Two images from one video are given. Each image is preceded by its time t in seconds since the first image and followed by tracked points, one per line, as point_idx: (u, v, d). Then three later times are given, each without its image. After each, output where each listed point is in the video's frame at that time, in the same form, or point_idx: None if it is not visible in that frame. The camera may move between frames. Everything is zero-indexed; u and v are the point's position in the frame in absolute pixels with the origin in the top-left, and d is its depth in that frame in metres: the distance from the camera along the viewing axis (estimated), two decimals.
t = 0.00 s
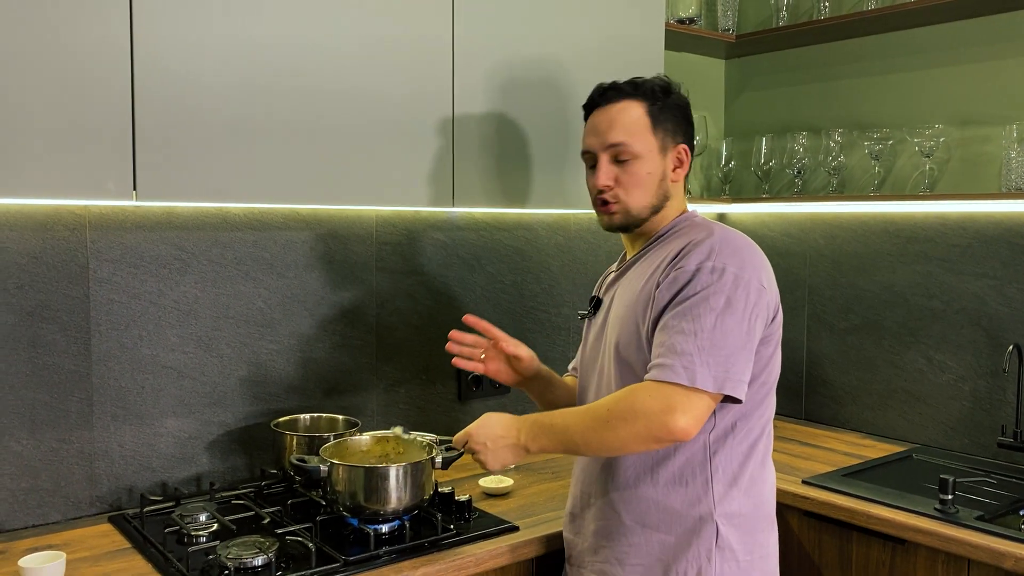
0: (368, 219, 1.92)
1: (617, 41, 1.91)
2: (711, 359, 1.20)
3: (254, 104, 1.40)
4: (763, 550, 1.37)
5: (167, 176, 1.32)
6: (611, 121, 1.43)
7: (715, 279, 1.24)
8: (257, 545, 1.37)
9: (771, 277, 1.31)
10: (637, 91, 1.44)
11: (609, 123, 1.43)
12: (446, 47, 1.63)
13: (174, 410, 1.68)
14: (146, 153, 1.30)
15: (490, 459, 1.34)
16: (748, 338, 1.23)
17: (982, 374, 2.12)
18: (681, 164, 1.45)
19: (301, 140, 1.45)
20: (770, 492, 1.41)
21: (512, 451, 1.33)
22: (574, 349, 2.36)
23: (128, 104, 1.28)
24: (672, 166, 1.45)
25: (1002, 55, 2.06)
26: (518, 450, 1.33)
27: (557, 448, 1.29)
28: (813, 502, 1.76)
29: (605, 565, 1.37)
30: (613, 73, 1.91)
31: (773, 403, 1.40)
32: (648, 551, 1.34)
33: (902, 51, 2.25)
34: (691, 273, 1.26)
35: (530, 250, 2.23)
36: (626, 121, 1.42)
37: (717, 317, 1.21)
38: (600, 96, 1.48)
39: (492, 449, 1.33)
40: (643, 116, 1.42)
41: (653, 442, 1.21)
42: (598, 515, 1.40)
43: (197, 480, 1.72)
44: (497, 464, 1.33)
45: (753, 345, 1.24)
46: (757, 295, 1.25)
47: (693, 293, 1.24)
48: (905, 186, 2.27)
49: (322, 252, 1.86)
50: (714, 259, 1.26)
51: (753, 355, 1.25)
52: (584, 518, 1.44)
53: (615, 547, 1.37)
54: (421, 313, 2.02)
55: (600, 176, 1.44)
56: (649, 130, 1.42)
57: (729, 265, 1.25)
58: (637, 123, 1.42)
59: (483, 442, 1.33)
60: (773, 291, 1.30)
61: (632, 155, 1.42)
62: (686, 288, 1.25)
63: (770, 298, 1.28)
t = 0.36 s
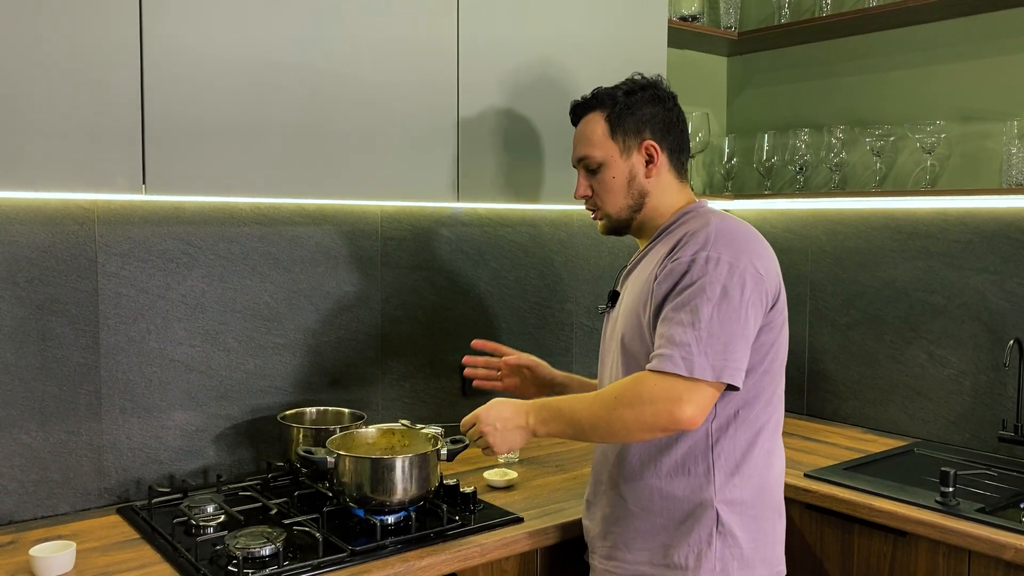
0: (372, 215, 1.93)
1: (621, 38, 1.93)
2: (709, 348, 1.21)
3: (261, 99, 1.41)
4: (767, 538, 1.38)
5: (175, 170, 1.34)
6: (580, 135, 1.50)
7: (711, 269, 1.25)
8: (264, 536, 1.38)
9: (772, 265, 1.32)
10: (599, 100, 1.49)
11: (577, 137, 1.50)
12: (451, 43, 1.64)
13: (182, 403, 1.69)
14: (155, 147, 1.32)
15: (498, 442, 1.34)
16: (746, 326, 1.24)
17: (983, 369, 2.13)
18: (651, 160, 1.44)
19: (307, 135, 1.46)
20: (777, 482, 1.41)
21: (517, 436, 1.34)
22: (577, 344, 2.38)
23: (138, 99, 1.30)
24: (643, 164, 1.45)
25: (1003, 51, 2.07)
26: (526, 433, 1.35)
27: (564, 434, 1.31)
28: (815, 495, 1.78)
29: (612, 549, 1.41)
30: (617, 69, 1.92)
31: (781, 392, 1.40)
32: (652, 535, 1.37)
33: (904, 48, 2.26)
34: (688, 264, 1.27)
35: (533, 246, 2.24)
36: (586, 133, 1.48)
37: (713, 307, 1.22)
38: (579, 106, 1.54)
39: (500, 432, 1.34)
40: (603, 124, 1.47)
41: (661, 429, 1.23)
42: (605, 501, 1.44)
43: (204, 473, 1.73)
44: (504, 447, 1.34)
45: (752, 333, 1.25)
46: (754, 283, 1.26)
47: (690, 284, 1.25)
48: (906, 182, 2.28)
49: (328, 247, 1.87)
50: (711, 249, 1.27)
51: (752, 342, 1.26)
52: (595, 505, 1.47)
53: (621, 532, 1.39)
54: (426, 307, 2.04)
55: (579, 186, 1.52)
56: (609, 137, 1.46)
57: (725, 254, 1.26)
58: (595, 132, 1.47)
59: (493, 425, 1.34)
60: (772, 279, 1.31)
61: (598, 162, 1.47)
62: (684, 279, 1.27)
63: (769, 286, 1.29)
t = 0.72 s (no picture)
0: (374, 215, 1.93)
1: (622, 38, 1.93)
2: (705, 349, 1.21)
3: (264, 99, 1.42)
4: (761, 539, 1.37)
5: (177, 170, 1.34)
6: (576, 141, 1.51)
7: (703, 269, 1.25)
8: (266, 536, 1.38)
9: (765, 263, 1.32)
10: (594, 106, 1.50)
11: (574, 143, 1.52)
12: (452, 43, 1.64)
13: (183, 403, 1.69)
14: (157, 147, 1.32)
15: (503, 447, 1.35)
16: (740, 326, 1.24)
17: (984, 369, 2.13)
18: (644, 164, 1.45)
19: (309, 135, 1.46)
20: (773, 482, 1.40)
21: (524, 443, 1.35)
22: (578, 344, 2.37)
23: (140, 100, 1.30)
24: (636, 167, 1.45)
25: (1005, 51, 2.07)
26: (532, 438, 1.35)
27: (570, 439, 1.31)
28: (817, 495, 1.78)
29: (609, 545, 1.42)
30: (617, 69, 1.92)
31: (777, 391, 1.39)
32: (647, 532, 1.37)
33: (905, 48, 2.26)
34: (681, 265, 1.27)
35: (534, 246, 2.24)
36: (581, 139, 1.49)
37: (707, 307, 1.22)
38: (578, 115, 1.54)
39: (505, 437, 1.35)
40: (598, 128, 1.48)
41: (667, 432, 1.23)
42: (603, 498, 1.45)
43: (205, 473, 1.74)
44: (509, 452, 1.34)
45: (746, 332, 1.25)
46: (747, 282, 1.26)
47: (683, 285, 1.25)
48: (908, 183, 2.28)
49: (329, 247, 1.87)
50: (703, 249, 1.27)
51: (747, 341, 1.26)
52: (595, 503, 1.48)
53: (616, 530, 1.41)
54: (427, 307, 2.04)
55: (576, 191, 1.53)
56: (603, 141, 1.46)
57: (718, 254, 1.26)
58: (589, 138, 1.48)
59: (498, 430, 1.35)
60: (766, 277, 1.31)
61: (593, 167, 1.48)
62: (677, 280, 1.27)
63: (761, 284, 1.28)
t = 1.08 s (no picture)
0: (374, 218, 1.93)
1: (621, 42, 1.93)
2: (712, 351, 1.21)
3: (264, 104, 1.42)
4: (768, 543, 1.37)
5: (178, 174, 1.34)
6: (571, 148, 1.51)
7: (707, 271, 1.25)
8: (266, 540, 1.38)
9: (767, 263, 1.32)
10: (586, 112, 1.49)
11: (568, 150, 1.51)
12: (452, 46, 1.65)
13: (183, 407, 1.69)
14: (157, 151, 1.32)
15: (509, 447, 1.36)
16: (745, 327, 1.24)
17: (984, 372, 2.13)
18: (643, 168, 1.45)
19: (309, 139, 1.47)
20: (779, 486, 1.40)
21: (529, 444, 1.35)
22: (578, 347, 2.38)
23: (140, 105, 1.30)
24: (634, 173, 1.46)
25: (1004, 55, 2.07)
26: (538, 441, 1.35)
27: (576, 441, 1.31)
28: (817, 498, 1.78)
29: (614, 551, 1.42)
30: (617, 73, 1.93)
31: (780, 394, 1.40)
32: (653, 538, 1.37)
33: (905, 51, 2.26)
34: (684, 268, 1.27)
35: (534, 249, 2.24)
36: (576, 147, 1.49)
37: (713, 309, 1.23)
38: (568, 121, 1.54)
39: (513, 436, 1.35)
40: (593, 136, 1.47)
41: (674, 435, 1.23)
42: (608, 503, 1.45)
43: (205, 476, 1.74)
44: (515, 452, 1.35)
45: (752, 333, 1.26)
46: (751, 283, 1.26)
47: (687, 288, 1.26)
48: (907, 186, 2.29)
49: (329, 250, 1.87)
50: (706, 251, 1.27)
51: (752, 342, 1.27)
52: (598, 509, 1.48)
53: (621, 536, 1.41)
54: (427, 310, 2.04)
55: (573, 200, 1.52)
56: (601, 148, 1.46)
57: (721, 256, 1.26)
58: (585, 146, 1.48)
59: (506, 428, 1.36)
60: (768, 277, 1.31)
61: (592, 174, 1.47)
62: (681, 283, 1.27)
63: (765, 284, 1.29)
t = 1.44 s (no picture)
0: (373, 219, 1.94)
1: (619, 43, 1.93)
2: (712, 352, 1.22)
3: (264, 105, 1.42)
4: (775, 545, 1.38)
5: (176, 176, 1.34)
6: (572, 147, 1.52)
7: (706, 272, 1.25)
8: (265, 540, 1.39)
9: (767, 261, 1.32)
10: (589, 111, 1.50)
11: (569, 148, 1.52)
12: (450, 47, 1.65)
13: (182, 408, 1.70)
14: (155, 153, 1.32)
15: (509, 445, 1.36)
16: (745, 327, 1.24)
17: (982, 373, 2.13)
18: (641, 170, 1.45)
19: (307, 140, 1.47)
20: (784, 487, 1.41)
21: (529, 445, 1.36)
22: (577, 347, 2.38)
23: (138, 107, 1.30)
24: (632, 174, 1.46)
25: (1003, 56, 2.07)
26: (539, 442, 1.36)
27: (576, 443, 1.32)
28: (816, 498, 1.78)
29: (621, 556, 1.42)
30: (615, 74, 1.93)
31: (783, 396, 1.40)
32: (660, 543, 1.37)
33: (903, 52, 2.27)
34: (683, 268, 1.28)
35: (533, 250, 2.24)
36: (577, 145, 1.50)
37: (712, 310, 1.23)
38: (571, 119, 1.55)
39: (514, 434, 1.36)
40: (594, 135, 1.48)
41: (674, 439, 1.23)
42: (613, 507, 1.45)
43: (204, 477, 1.74)
44: (514, 451, 1.36)
45: (752, 332, 1.26)
46: (751, 282, 1.26)
47: (687, 289, 1.26)
48: (905, 187, 2.29)
49: (327, 251, 1.88)
50: (705, 251, 1.28)
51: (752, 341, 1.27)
52: (604, 513, 1.47)
53: (629, 541, 1.40)
54: (426, 311, 2.04)
55: (572, 197, 1.52)
56: (599, 147, 1.47)
57: (720, 256, 1.27)
58: (585, 144, 1.48)
59: (508, 425, 1.36)
60: (768, 275, 1.31)
61: (589, 173, 1.48)
62: (681, 284, 1.27)
63: (765, 284, 1.29)
